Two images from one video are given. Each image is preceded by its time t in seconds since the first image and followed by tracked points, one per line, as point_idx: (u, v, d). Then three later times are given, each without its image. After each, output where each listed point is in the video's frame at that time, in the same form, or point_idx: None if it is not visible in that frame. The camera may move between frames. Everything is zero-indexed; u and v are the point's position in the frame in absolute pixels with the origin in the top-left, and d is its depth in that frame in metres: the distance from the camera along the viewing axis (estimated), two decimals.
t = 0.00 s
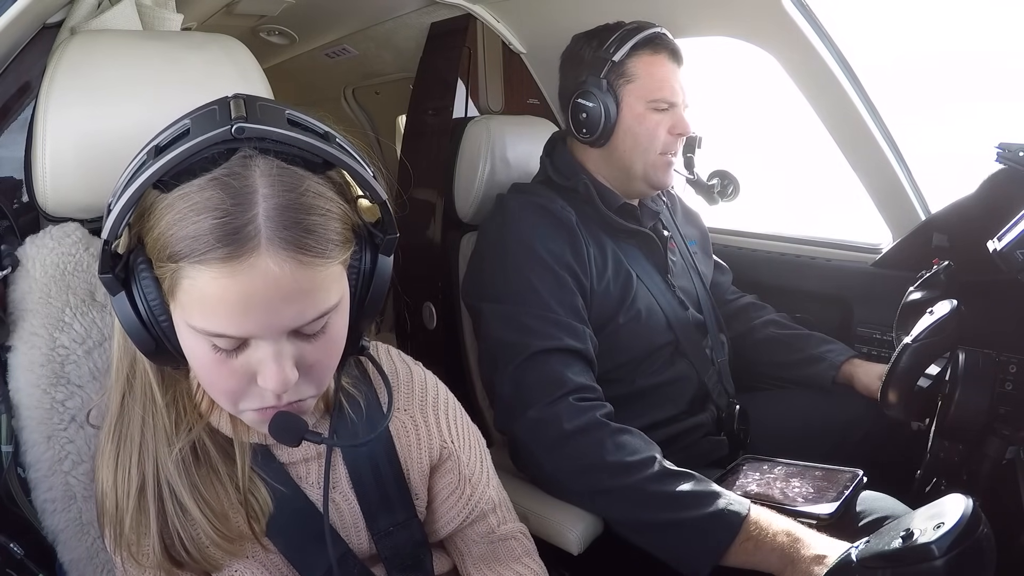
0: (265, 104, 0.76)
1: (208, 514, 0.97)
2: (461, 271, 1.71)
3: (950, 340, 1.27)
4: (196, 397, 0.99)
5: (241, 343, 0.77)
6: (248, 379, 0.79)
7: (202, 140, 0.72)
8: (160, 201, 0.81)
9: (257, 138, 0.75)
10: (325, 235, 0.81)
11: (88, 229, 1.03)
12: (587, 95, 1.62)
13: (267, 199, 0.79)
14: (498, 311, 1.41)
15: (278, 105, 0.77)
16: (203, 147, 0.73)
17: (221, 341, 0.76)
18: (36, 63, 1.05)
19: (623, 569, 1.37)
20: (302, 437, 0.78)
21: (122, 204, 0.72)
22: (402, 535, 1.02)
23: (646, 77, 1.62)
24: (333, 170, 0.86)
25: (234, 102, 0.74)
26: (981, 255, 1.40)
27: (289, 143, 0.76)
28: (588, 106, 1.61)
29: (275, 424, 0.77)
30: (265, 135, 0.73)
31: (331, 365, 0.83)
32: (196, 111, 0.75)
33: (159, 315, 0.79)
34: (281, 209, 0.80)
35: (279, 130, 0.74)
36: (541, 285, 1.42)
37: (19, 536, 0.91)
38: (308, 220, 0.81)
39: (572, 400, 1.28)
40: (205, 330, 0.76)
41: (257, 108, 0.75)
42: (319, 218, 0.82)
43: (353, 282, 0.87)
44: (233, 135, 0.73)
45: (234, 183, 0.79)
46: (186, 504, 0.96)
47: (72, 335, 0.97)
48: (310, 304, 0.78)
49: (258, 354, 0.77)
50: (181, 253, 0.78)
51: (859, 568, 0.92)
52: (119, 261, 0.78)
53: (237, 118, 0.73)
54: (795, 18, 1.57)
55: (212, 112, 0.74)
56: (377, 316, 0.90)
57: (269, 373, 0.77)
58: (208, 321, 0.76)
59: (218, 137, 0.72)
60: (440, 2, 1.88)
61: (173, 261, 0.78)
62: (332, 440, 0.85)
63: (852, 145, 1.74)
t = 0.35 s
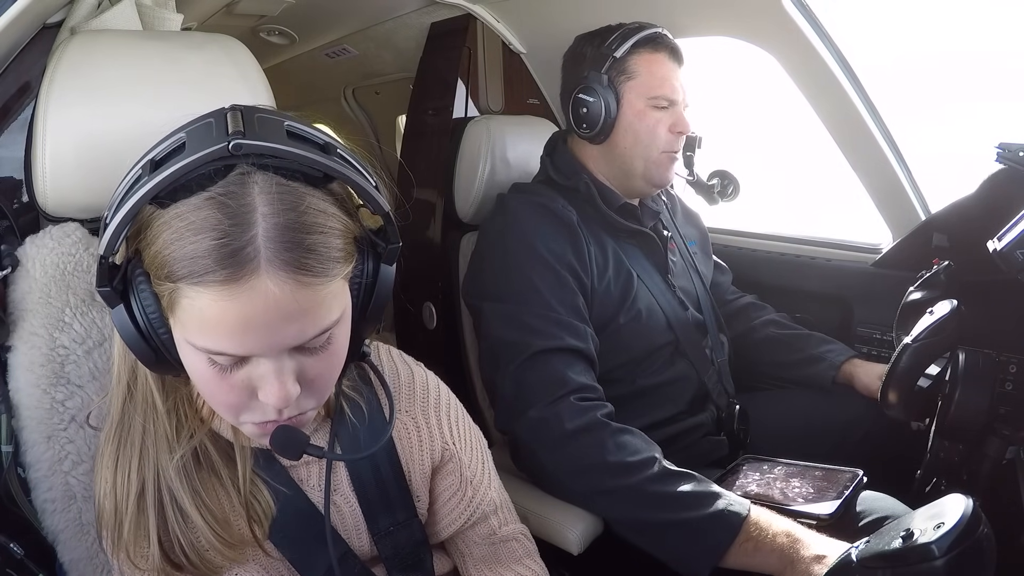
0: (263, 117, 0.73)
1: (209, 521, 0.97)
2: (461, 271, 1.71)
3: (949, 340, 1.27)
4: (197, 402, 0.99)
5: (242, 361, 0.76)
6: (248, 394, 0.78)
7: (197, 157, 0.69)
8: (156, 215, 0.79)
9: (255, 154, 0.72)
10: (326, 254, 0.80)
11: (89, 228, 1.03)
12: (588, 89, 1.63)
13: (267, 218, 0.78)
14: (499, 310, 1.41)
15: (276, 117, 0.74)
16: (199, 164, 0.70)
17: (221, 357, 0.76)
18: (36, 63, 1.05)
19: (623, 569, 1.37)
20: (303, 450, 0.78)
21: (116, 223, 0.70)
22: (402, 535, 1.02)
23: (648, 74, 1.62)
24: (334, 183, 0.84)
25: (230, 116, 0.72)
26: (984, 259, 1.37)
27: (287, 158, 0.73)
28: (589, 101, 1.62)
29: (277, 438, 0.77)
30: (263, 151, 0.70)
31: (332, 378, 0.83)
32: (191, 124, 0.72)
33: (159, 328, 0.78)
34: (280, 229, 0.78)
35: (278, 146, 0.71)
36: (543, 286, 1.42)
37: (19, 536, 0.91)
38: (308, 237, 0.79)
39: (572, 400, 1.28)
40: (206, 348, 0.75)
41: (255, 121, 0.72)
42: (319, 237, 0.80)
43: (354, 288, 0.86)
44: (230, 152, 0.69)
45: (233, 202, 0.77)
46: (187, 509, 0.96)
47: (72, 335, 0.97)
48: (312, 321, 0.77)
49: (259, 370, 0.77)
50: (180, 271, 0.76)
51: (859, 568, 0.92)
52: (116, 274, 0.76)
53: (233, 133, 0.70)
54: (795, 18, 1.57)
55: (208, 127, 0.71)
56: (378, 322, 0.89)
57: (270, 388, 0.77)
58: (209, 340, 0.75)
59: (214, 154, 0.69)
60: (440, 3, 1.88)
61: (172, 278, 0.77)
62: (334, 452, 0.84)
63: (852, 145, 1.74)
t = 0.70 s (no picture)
0: (259, 120, 0.73)
1: (210, 520, 0.97)
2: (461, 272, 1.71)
3: (949, 340, 1.27)
4: (197, 401, 0.99)
5: (236, 365, 0.76)
6: (244, 396, 0.78)
7: (191, 162, 0.69)
8: (151, 220, 0.79)
9: (250, 158, 0.72)
10: (321, 259, 0.79)
11: (88, 228, 1.03)
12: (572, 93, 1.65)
13: (260, 223, 0.77)
14: (499, 310, 1.42)
15: (270, 120, 0.74)
16: (192, 169, 0.70)
17: (216, 361, 0.76)
18: (36, 63, 1.05)
19: (623, 569, 1.37)
20: (300, 454, 0.77)
21: (110, 228, 0.70)
22: (402, 535, 1.02)
23: (631, 74, 1.63)
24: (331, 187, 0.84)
25: (225, 119, 0.72)
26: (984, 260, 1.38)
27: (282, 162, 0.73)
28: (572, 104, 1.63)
29: (274, 442, 0.76)
30: (257, 155, 0.70)
31: (329, 382, 0.82)
32: (186, 127, 0.72)
33: (156, 329, 0.78)
34: (274, 234, 0.78)
35: (272, 150, 0.71)
36: (543, 285, 1.42)
37: (19, 536, 0.91)
38: (302, 241, 0.79)
39: (572, 400, 1.28)
40: (200, 351, 0.75)
41: (249, 124, 0.72)
42: (314, 241, 0.80)
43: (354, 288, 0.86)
44: (224, 156, 0.69)
45: (226, 206, 0.77)
46: (188, 509, 0.96)
47: (72, 335, 0.97)
48: (307, 326, 0.77)
49: (254, 374, 0.76)
50: (175, 276, 0.76)
51: (859, 568, 0.92)
52: (113, 275, 0.76)
53: (228, 138, 0.69)
54: (795, 18, 1.57)
55: (202, 131, 0.71)
56: (378, 324, 0.89)
57: (266, 392, 0.76)
58: (203, 343, 0.75)
59: (208, 159, 0.69)
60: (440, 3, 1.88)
61: (167, 283, 0.77)
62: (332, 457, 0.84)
63: (851, 145, 1.74)
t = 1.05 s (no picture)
0: (261, 122, 0.72)
1: (213, 520, 0.97)
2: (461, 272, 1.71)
3: (949, 340, 1.28)
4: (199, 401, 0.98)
5: (232, 367, 0.76)
6: (239, 399, 0.78)
7: (191, 162, 0.68)
8: (149, 218, 0.78)
9: (251, 160, 0.71)
10: (320, 263, 0.79)
11: (88, 228, 1.03)
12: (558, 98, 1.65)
13: (259, 226, 0.77)
14: (501, 310, 1.42)
15: (273, 121, 0.73)
16: (192, 169, 0.69)
17: (212, 362, 0.75)
18: (36, 63, 1.05)
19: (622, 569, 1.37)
20: (294, 460, 0.77)
21: (109, 226, 0.70)
22: (401, 535, 1.02)
23: (613, 76, 1.63)
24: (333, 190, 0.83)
25: (227, 119, 0.71)
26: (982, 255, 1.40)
27: (282, 165, 0.72)
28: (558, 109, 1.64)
29: (267, 448, 0.76)
30: (258, 156, 0.69)
31: (327, 388, 0.82)
32: (188, 126, 0.71)
33: (154, 329, 0.78)
34: (273, 236, 0.77)
35: (273, 152, 0.70)
36: (545, 284, 1.42)
37: (19, 536, 0.91)
38: (300, 245, 0.78)
39: (573, 400, 1.28)
40: (196, 352, 0.75)
41: (252, 125, 0.71)
42: (313, 245, 0.79)
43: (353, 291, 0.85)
44: (224, 157, 0.68)
45: (224, 207, 0.76)
46: (192, 510, 0.96)
47: (72, 335, 0.97)
48: (304, 331, 0.76)
49: (250, 377, 0.76)
50: (171, 275, 0.76)
51: (859, 568, 0.92)
52: (113, 273, 0.77)
53: (228, 138, 0.69)
54: (795, 18, 1.57)
55: (204, 130, 0.70)
56: (378, 329, 0.89)
57: (261, 396, 0.76)
58: (200, 344, 0.75)
59: (208, 160, 0.68)
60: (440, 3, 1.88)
61: (164, 283, 0.76)
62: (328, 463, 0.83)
63: (851, 145, 1.74)
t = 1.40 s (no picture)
0: (257, 134, 0.71)
1: (214, 529, 0.97)
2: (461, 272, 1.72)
3: (949, 340, 1.28)
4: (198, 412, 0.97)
5: (230, 386, 0.76)
6: (237, 415, 0.77)
7: (186, 176, 0.67)
8: (143, 232, 0.77)
9: (246, 175, 0.70)
10: (318, 281, 0.78)
11: (89, 229, 1.03)
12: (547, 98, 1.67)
13: (257, 245, 0.75)
14: (500, 310, 1.42)
15: (270, 132, 0.72)
16: (186, 184, 0.68)
17: (209, 380, 0.75)
18: (37, 63, 1.05)
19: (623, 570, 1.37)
20: (292, 476, 0.78)
21: (101, 241, 0.69)
22: (399, 536, 1.02)
23: (600, 74, 1.64)
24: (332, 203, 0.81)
25: (223, 132, 0.70)
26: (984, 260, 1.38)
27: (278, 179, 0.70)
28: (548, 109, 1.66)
29: (266, 463, 0.78)
30: (253, 171, 0.68)
31: (325, 403, 0.82)
32: (182, 138, 0.70)
33: (149, 340, 0.78)
34: (271, 255, 0.76)
35: (268, 166, 0.69)
36: (544, 284, 1.42)
37: (18, 536, 0.91)
38: (298, 264, 0.77)
39: (573, 400, 1.28)
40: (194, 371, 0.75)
41: (248, 137, 0.70)
42: (312, 263, 0.78)
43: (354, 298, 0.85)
44: (219, 172, 0.67)
45: (220, 226, 0.75)
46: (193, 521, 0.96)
47: (72, 335, 0.97)
48: (303, 350, 0.76)
49: (248, 396, 0.76)
50: (166, 293, 0.75)
51: (859, 568, 0.92)
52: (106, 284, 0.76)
53: (224, 153, 0.67)
54: (796, 18, 1.57)
55: (199, 142, 0.69)
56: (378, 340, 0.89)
57: (258, 413, 0.76)
58: (197, 363, 0.74)
59: (204, 174, 0.67)
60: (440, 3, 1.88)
61: (158, 300, 0.75)
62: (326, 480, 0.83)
63: (852, 146, 1.74)
